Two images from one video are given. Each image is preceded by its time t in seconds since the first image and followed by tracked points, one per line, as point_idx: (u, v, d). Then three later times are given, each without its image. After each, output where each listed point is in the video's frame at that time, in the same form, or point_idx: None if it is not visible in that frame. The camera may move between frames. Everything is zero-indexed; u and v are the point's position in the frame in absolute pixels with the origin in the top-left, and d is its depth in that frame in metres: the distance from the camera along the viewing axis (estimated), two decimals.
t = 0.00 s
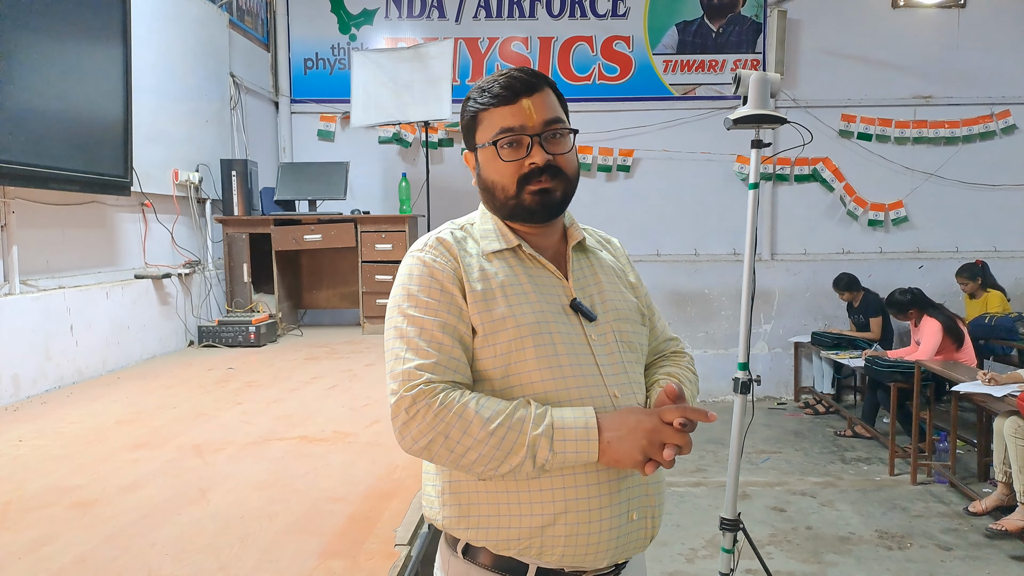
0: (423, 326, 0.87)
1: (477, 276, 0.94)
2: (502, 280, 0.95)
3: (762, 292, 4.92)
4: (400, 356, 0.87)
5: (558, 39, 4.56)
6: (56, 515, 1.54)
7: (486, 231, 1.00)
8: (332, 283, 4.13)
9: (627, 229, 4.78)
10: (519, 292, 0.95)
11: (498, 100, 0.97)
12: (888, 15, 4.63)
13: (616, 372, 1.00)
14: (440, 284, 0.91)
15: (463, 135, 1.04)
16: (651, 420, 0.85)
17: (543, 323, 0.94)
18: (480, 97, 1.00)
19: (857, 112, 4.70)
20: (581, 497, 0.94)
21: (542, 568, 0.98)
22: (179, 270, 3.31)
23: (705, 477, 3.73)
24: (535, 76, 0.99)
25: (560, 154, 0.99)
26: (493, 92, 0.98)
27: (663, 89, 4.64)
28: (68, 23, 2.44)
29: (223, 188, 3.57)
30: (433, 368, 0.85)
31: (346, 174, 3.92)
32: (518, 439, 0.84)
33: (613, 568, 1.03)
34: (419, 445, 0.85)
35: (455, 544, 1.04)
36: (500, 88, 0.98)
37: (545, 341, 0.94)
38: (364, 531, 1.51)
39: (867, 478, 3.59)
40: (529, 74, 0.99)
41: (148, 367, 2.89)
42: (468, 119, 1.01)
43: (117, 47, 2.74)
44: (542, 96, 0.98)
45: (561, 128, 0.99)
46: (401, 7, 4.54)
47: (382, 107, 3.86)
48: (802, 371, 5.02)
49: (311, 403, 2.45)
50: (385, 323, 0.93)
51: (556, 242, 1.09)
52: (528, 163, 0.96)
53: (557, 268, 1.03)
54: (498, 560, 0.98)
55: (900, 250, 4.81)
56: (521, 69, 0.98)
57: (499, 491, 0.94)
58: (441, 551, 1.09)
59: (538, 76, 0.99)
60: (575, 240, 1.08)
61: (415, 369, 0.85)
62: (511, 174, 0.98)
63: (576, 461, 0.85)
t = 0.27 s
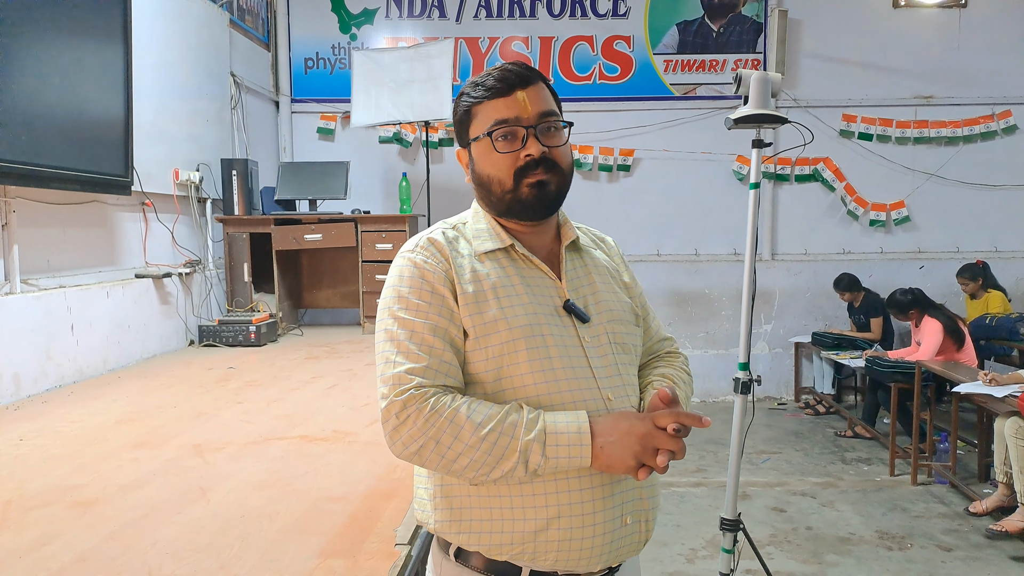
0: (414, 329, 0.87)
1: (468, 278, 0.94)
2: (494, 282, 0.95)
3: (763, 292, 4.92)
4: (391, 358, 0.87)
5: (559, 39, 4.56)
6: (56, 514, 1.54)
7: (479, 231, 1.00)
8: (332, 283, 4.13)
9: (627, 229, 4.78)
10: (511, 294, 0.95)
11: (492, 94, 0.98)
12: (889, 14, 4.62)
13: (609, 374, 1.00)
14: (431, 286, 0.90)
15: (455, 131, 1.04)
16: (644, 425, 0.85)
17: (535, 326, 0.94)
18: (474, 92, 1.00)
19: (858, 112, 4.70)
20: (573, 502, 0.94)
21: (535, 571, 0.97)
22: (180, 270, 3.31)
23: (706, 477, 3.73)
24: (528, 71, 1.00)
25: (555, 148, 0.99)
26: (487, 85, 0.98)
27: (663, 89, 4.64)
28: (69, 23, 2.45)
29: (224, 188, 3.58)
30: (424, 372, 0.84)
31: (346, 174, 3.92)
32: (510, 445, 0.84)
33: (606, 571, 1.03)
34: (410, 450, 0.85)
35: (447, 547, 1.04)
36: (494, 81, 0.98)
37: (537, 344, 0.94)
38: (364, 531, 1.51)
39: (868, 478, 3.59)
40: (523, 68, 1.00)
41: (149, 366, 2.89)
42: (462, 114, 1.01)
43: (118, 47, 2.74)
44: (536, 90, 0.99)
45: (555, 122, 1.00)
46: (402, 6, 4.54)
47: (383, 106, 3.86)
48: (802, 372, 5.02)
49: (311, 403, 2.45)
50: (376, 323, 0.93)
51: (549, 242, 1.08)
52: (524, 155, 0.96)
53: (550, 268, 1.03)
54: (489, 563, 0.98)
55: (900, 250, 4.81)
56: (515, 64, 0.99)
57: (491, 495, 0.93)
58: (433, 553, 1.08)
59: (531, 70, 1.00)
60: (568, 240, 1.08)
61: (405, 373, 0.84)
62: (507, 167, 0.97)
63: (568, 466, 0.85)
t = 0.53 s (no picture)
0: (407, 333, 0.86)
1: (461, 279, 0.93)
2: (487, 283, 0.94)
3: (764, 291, 4.91)
4: (383, 363, 0.86)
5: (559, 38, 4.56)
6: (57, 513, 1.54)
7: (468, 230, 1.00)
8: (332, 283, 4.13)
9: (628, 228, 4.78)
10: (505, 295, 0.94)
11: (487, 92, 0.97)
12: (890, 13, 4.61)
13: (603, 375, 1.00)
14: (423, 288, 0.89)
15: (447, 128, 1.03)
16: (644, 429, 0.86)
17: (530, 328, 0.94)
18: (468, 89, 0.99)
19: (859, 111, 4.69)
20: (571, 506, 0.94)
21: None
22: (181, 270, 3.32)
23: (706, 477, 3.72)
24: (523, 69, 1.00)
25: (550, 149, 0.99)
26: (482, 83, 0.98)
27: (663, 88, 4.63)
28: (70, 24, 2.45)
29: (224, 188, 3.58)
30: (418, 377, 0.84)
31: (346, 173, 3.92)
32: (509, 449, 0.84)
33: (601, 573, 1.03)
34: (405, 456, 0.84)
35: (440, 553, 1.02)
36: (489, 79, 0.97)
37: (531, 346, 0.93)
38: (364, 531, 1.51)
39: (869, 477, 3.58)
40: (518, 66, 0.99)
41: (149, 365, 2.89)
42: (455, 112, 1.00)
43: (118, 47, 2.74)
44: (531, 88, 0.99)
45: (550, 122, 1.00)
46: (402, 6, 4.54)
47: (383, 107, 3.86)
48: (803, 371, 5.01)
49: (311, 403, 2.45)
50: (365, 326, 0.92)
51: (540, 242, 1.08)
52: (520, 157, 0.96)
53: (543, 268, 1.03)
54: (482, 568, 0.96)
55: (901, 249, 4.80)
56: (510, 61, 0.98)
57: (487, 501, 0.93)
58: (423, 558, 1.06)
59: (526, 68, 0.99)
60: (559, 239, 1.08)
61: (399, 378, 0.84)
62: (503, 169, 0.97)
63: (567, 470, 0.85)
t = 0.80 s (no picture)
0: (408, 341, 0.83)
1: (461, 283, 0.91)
2: (488, 286, 0.93)
3: (768, 291, 4.89)
4: (385, 372, 0.83)
5: (562, 38, 4.56)
6: (63, 509, 1.55)
7: (464, 232, 0.98)
8: (335, 282, 4.14)
9: (632, 228, 4.77)
10: (507, 298, 0.93)
11: (490, 94, 0.94)
12: (896, 13, 4.59)
13: (601, 377, 1.01)
14: (424, 292, 0.87)
15: (444, 125, 0.99)
16: (656, 432, 0.87)
17: (532, 332, 0.93)
18: (468, 87, 0.95)
19: (864, 111, 4.66)
20: (580, 511, 0.93)
21: None
22: (185, 268, 3.34)
23: (710, 478, 3.70)
24: (526, 70, 0.98)
25: (552, 155, 0.98)
26: (486, 83, 0.94)
27: (667, 87, 4.62)
28: (75, 22, 2.47)
29: (228, 187, 3.60)
30: (423, 386, 0.82)
31: (348, 172, 3.94)
32: (520, 456, 0.83)
33: None
34: (412, 467, 0.82)
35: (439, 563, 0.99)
36: (493, 79, 0.94)
37: (533, 350, 0.93)
38: (368, 528, 1.51)
39: (874, 480, 3.55)
40: (521, 66, 0.97)
41: (154, 363, 2.91)
42: (454, 109, 0.96)
43: (124, 47, 2.76)
44: (534, 92, 0.97)
45: (552, 127, 0.98)
46: (405, 6, 4.55)
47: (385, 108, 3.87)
48: (807, 372, 4.98)
49: (314, 400, 2.46)
50: (360, 332, 0.89)
51: (533, 243, 1.08)
52: (523, 164, 0.94)
53: (539, 271, 1.02)
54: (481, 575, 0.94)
55: (907, 250, 4.76)
56: (514, 62, 0.96)
57: (493, 509, 0.91)
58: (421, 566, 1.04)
59: (530, 71, 0.96)
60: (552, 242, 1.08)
61: (404, 387, 0.81)
62: (505, 174, 0.95)
63: (579, 476, 0.85)
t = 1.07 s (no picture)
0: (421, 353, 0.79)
1: (468, 288, 0.88)
2: (495, 292, 0.91)
3: (775, 291, 4.87)
4: (395, 387, 0.79)
5: (569, 37, 4.55)
6: (71, 508, 1.56)
7: (469, 234, 0.95)
8: (342, 282, 4.14)
9: (638, 227, 4.76)
10: (514, 304, 0.92)
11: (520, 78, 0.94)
12: (904, 11, 4.56)
13: (603, 379, 1.01)
14: (432, 301, 0.83)
15: (459, 109, 0.95)
16: (671, 438, 0.88)
17: (540, 339, 0.92)
18: (493, 71, 0.94)
19: (873, 110, 4.63)
20: (592, 517, 0.93)
21: None
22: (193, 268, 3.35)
23: (717, 478, 3.69)
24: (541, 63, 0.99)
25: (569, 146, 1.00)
26: (512, 68, 0.94)
27: (674, 87, 4.61)
28: (84, 23, 2.48)
29: (236, 188, 3.61)
30: (439, 401, 0.79)
31: (356, 172, 3.95)
32: (540, 468, 0.82)
33: None
34: (429, 485, 0.79)
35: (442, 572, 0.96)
36: (519, 65, 0.94)
37: (540, 356, 0.91)
38: (374, 528, 1.51)
39: (882, 480, 3.54)
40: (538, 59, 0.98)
41: (162, 362, 2.92)
42: (478, 92, 0.93)
43: (132, 48, 2.77)
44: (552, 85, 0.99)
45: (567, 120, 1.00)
46: (412, 6, 4.55)
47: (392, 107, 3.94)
48: (815, 372, 4.96)
49: (320, 400, 2.46)
50: (360, 343, 0.84)
51: (528, 244, 1.08)
52: (554, 149, 0.95)
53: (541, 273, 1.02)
54: None
55: (916, 250, 4.74)
56: (533, 54, 0.98)
57: (504, 522, 0.89)
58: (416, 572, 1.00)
59: (547, 63, 0.99)
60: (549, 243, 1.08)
61: (420, 404, 0.78)
62: (536, 158, 0.94)
63: (597, 484, 0.85)
